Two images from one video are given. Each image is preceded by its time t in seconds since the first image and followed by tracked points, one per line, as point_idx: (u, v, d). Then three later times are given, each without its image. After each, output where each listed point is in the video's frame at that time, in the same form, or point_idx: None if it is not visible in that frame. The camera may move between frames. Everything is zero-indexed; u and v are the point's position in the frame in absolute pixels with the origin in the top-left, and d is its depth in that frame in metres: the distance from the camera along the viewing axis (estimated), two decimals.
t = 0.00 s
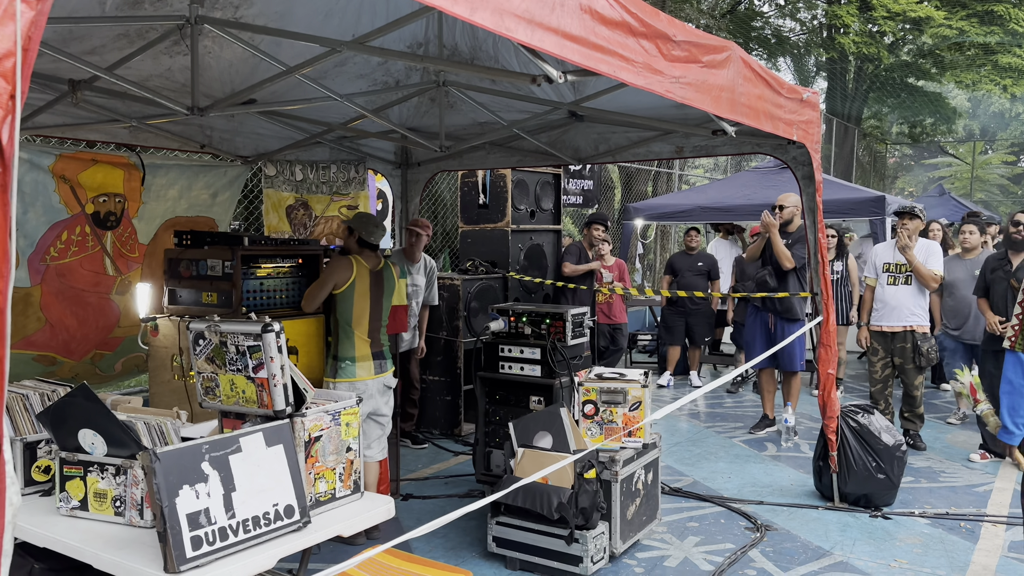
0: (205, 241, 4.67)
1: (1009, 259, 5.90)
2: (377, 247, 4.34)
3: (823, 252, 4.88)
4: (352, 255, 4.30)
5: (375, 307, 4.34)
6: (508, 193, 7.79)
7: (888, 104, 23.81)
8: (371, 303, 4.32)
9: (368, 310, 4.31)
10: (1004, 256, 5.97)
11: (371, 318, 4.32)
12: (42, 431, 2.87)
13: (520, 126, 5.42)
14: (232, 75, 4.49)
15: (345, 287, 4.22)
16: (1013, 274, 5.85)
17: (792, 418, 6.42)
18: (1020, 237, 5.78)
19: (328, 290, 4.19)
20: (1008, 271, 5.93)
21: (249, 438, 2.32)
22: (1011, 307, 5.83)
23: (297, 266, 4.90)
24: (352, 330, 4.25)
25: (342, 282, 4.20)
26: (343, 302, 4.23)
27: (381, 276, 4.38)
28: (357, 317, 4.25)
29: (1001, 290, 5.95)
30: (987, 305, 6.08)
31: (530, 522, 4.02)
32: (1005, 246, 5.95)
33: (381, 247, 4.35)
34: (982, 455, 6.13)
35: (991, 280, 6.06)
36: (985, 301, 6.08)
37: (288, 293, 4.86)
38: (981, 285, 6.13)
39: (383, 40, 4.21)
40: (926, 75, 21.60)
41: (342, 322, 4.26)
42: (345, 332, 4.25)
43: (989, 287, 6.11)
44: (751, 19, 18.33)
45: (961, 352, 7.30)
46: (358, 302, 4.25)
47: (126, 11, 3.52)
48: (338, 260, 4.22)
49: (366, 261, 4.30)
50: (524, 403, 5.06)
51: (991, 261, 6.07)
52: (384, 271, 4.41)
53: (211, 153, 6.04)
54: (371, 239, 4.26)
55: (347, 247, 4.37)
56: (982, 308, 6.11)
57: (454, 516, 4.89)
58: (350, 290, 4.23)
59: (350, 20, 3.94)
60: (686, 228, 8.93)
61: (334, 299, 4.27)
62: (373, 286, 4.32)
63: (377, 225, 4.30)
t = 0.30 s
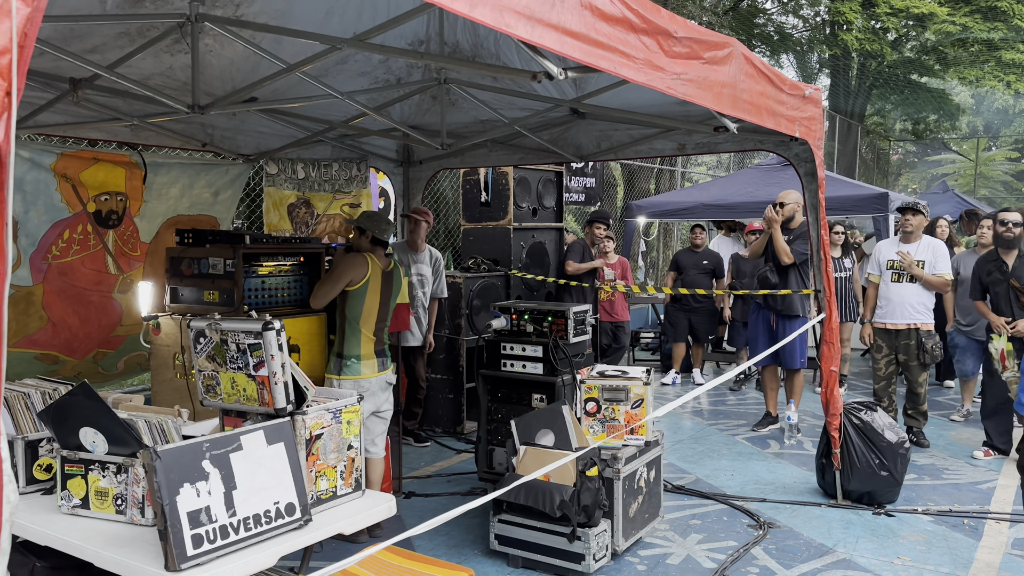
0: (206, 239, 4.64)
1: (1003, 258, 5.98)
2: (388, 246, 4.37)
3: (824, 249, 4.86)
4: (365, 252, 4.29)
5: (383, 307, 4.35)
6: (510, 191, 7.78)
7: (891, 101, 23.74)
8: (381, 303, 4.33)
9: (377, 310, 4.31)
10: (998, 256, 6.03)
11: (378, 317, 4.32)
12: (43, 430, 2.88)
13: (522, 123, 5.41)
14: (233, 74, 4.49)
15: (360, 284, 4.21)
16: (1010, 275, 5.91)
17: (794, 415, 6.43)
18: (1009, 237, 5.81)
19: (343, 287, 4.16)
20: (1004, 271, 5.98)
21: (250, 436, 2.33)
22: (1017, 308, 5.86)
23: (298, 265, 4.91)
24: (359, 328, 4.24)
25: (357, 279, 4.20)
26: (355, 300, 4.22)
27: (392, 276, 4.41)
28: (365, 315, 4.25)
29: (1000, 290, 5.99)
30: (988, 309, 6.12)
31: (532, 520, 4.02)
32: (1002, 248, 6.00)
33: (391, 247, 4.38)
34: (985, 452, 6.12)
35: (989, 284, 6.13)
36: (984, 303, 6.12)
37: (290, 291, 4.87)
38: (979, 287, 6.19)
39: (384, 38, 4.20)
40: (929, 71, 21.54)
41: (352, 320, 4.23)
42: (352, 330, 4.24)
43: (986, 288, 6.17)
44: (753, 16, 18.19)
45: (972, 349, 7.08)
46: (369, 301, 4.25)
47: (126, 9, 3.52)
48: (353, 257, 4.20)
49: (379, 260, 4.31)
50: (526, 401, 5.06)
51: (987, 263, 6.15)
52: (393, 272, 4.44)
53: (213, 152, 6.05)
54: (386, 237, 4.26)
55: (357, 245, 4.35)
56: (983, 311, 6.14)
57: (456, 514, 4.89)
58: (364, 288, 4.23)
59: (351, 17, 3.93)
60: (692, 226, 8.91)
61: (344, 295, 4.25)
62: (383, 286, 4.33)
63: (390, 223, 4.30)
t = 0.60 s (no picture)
0: (210, 238, 4.66)
1: (1006, 257, 5.95)
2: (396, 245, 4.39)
3: (829, 247, 4.85)
4: (373, 251, 4.30)
5: (390, 307, 4.36)
6: (513, 189, 7.78)
7: (896, 98, 23.65)
8: (388, 303, 4.34)
9: (384, 309, 4.32)
10: (1001, 254, 6.01)
11: (385, 317, 4.33)
12: (48, 429, 2.89)
13: (524, 122, 5.41)
14: (235, 73, 4.50)
15: (370, 283, 4.23)
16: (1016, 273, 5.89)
17: (798, 413, 6.41)
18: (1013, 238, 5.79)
19: (353, 286, 4.17)
20: (1009, 271, 5.97)
21: (253, 435, 2.33)
22: None
23: (302, 263, 4.90)
24: (367, 327, 4.24)
25: (368, 278, 4.21)
26: (364, 299, 4.23)
27: (397, 276, 4.42)
28: (373, 315, 4.25)
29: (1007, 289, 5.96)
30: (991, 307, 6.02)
31: (536, 518, 4.02)
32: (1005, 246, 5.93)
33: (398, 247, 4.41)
34: (990, 450, 6.10)
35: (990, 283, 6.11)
36: (985, 302, 6.08)
37: (292, 290, 4.87)
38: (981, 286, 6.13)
39: (386, 36, 4.20)
40: (933, 68, 21.47)
41: (361, 319, 4.23)
42: (359, 328, 4.23)
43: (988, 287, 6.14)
44: (757, 13, 18.18)
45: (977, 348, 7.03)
46: (377, 302, 4.26)
47: (129, 10, 3.53)
48: (363, 256, 4.21)
49: (387, 259, 4.33)
50: (529, 399, 5.05)
51: (990, 261, 6.11)
52: (399, 271, 4.45)
53: (216, 151, 6.06)
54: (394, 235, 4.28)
55: (364, 245, 4.34)
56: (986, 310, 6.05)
57: (460, 512, 4.90)
58: (374, 287, 4.24)
59: (354, 16, 3.94)
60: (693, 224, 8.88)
61: (353, 294, 4.25)
62: (391, 286, 4.35)
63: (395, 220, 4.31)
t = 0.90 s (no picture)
0: (215, 238, 4.65)
1: None
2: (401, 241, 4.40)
3: (835, 244, 4.83)
4: (379, 248, 4.29)
5: (397, 305, 4.36)
6: (518, 187, 7.77)
7: (902, 94, 23.52)
8: (397, 300, 4.35)
9: (393, 307, 4.32)
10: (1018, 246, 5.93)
11: (393, 315, 4.33)
12: (55, 428, 2.90)
13: (529, 120, 5.41)
14: (240, 73, 4.51)
15: (379, 280, 4.22)
16: None
17: (806, 411, 6.36)
18: None
19: (362, 284, 4.15)
20: None
21: (259, 433, 2.33)
22: None
23: (308, 262, 4.92)
24: (377, 325, 4.24)
25: (377, 275, 4.20)
26: (374, 297, 4.24)
27: (404, 273, 4.42)
28: (382, 313, 4.25)
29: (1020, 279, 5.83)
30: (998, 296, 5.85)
31: (541, 517, 4.02)
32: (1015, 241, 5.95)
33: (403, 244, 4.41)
34: (997, 448, 6.07)
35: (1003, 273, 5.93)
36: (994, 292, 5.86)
37: (298, 289, 4.88)
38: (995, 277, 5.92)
39: (391, 35, 4.20)
40: (939, 64, 21.36)
41: (372, 316, 4.23)
42: (369, 326, 4.23)
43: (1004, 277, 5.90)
44: (763, 10, 18.12)
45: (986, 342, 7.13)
46: (386, 299, 4.27)
47: (134, 9, 3.54)
48: (370, 253, 4.20)
49: (394, 256, 4.34)
50: (534, 398, 5.05)
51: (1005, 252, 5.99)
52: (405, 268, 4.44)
53: (221, 151, 6.08)
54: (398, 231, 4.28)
55: (365, 243, 4.32)
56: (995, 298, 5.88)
57: (465, 511, 4.90)
58: (383, 284, 4.24)
59: (358, 16, 3.94)
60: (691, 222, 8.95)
61: (363, 291, 4.25)
62: (398, 284, 4.34)
63: (394, 220, 4.30)
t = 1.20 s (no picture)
0: (222, 237, 4.67)
1: None
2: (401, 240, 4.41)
3: (842, 242, 4.81)
4: (380, 248, 4.28)
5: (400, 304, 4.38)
6: (524, 186, 7.77)
7: (910, 91, 23.42)
8: (399, 300, 4.35)
9: (397, 306, 4.33)
10: None
11: (396, 315, 4.34)
12: (63, 427, 2.91)
13: (534, 118, 5.40)
14: (246, 72, 4.52)
15: (382, 279, 4.24)
16: None
17: (813, 409, 6.36)
18: None
19: (368, 283, 4.16)
20: None
21: (265, 432, 2.34)
22: None
23: (314, 261, 4.92)
24: (383, 324, 4.24)
25: (381, 275, 4.22)
26: (378, 298, 4.23)
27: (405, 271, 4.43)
28: (387, 312, 4.26)
29: None
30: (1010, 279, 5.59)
31: (548, 515, 4.02)
32: None
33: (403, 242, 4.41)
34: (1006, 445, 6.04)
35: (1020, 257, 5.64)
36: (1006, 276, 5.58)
37: (304, 288, 4.88)
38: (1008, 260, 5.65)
39: (397, 34, 4.20)
40: (947, 60, 21.25)
41: (377, 316, 4.23)
42: (376, 325, 4.22)
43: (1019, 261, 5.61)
44: (769, 7, 18.07)
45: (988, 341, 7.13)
46: (390, 299, 4.28)
47: (140, 10, 3.55)
48: (373, 253, 4.21)
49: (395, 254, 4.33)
50: (541, 396, 5.06)
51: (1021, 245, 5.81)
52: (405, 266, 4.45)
53: (227, 151, 6.10)
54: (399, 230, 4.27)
55: (366, 242, 4.30)
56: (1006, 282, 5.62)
57: (472, 509, 4.90)
58: (387, 284, 4.26)
59: (363, 15, 3.94)
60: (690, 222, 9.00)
61: (367, 292, 4.24)
62: (401, 283, 4.36)
63: (395, 215, 4.27)
